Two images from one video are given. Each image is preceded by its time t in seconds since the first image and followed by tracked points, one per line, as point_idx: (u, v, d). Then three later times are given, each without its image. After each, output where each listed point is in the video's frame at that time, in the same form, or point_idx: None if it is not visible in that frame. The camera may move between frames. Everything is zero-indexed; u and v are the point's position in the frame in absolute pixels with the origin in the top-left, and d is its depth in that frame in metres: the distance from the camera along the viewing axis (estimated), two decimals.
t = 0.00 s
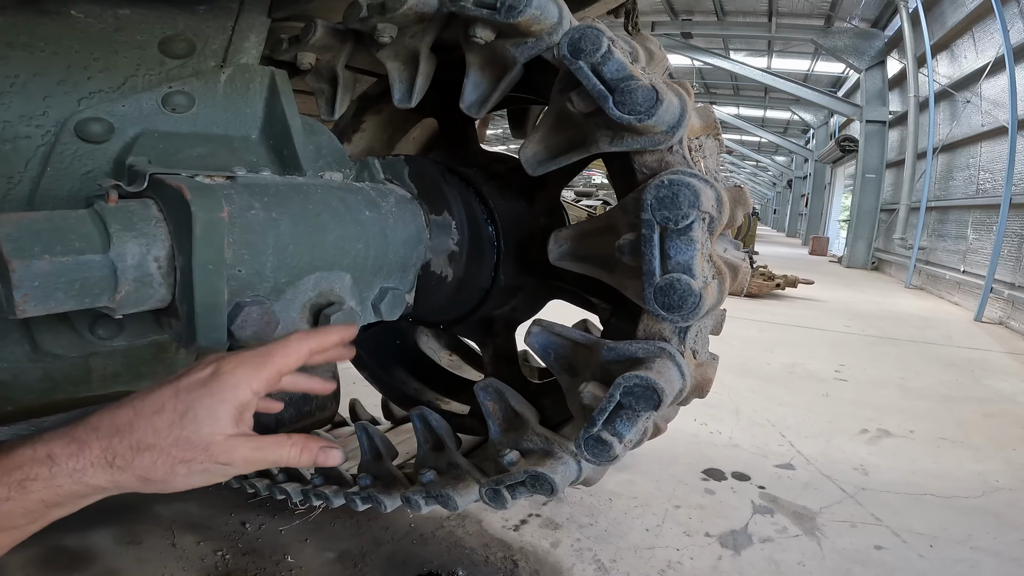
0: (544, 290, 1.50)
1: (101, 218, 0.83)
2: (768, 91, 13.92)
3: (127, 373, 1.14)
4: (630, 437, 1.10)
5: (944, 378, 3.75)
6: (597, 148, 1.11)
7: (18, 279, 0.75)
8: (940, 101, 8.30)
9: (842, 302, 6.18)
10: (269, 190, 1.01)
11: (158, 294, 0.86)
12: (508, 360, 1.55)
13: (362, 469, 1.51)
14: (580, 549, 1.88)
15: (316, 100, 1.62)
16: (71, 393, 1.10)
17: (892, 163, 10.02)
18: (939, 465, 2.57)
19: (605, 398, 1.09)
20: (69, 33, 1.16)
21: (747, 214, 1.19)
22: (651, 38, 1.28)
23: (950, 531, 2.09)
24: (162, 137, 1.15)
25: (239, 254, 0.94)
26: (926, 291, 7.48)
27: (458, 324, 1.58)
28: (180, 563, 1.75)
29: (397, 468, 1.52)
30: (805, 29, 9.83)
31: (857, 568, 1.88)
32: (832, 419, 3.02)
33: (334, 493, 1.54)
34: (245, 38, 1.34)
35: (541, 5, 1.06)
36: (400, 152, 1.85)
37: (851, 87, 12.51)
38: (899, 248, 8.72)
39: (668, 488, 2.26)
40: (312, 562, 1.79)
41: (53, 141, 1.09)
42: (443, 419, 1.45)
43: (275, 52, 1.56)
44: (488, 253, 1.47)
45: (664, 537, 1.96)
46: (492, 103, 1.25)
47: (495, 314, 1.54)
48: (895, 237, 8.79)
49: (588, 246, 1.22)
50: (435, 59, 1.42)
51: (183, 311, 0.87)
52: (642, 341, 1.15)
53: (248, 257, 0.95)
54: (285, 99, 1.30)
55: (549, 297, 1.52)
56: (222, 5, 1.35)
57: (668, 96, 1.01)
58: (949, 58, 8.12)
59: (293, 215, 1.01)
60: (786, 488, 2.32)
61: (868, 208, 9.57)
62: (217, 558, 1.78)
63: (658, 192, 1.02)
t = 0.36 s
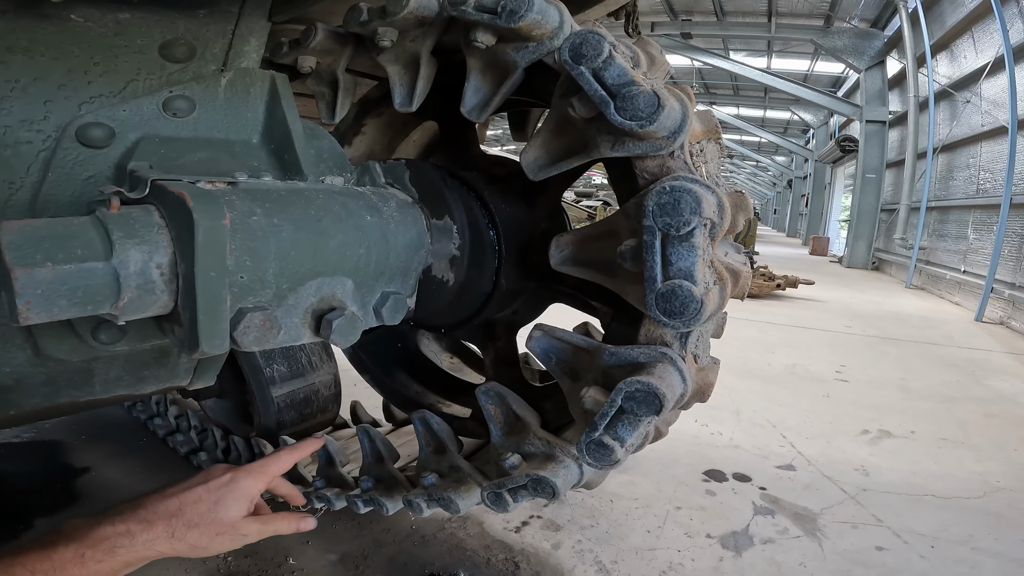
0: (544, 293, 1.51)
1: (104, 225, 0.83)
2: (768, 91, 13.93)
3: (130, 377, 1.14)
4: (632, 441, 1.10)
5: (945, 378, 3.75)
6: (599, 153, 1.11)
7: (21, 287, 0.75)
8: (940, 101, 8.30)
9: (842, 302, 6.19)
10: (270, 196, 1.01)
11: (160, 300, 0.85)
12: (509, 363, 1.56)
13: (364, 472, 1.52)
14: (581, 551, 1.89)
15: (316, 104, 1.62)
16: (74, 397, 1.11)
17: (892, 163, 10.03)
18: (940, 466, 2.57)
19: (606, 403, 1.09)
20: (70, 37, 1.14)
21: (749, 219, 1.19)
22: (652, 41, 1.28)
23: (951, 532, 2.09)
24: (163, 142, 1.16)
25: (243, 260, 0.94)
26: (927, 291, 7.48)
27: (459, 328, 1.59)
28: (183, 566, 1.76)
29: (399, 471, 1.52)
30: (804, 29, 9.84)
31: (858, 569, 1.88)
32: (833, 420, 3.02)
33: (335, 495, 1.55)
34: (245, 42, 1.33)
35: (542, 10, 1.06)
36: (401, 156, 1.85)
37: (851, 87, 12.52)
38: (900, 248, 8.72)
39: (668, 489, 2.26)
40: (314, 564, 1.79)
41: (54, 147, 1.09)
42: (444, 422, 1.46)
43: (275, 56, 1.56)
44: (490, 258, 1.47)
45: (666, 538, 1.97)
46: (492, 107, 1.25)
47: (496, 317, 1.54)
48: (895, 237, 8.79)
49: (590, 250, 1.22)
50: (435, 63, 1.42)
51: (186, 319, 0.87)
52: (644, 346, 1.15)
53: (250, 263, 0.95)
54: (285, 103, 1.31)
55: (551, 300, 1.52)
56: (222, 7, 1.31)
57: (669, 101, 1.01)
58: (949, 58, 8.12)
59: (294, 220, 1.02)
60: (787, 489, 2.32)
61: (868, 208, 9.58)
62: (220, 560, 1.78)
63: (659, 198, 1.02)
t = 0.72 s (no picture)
0: (544, 301, 1.51)
1: (99, 239, 0.83)
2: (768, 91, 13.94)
3: (131, 387, 1.14)
4: (632, 453, 1.10)
5: (945, 379, 3.75)
6: (599, 164, 1.11)
7: (18, 304, 0.75)
8: (940, 101, 8.30)
9: (842, 303, 6.19)
10: (269, 209, 1.01)
11: (158, 314, 0.86)
12: (509, 371, 1.55)
13: (365, 478, 1.52)
14: (581, 554, 1.89)
15: (314, 109, 1.63)
16: (74, 406, 1.11)
17: (892, 163, 10.03)
18: (941, 468, 2.57)
19: (607, 416, 1.09)
20: (62, 44, 1.17)
21: (751, 231, 1.19)
22: (653, 48, 1.28)
23: (951, 535, 2.09)
24: (159, 151, 1.16)
25: (242, 274, 0.94)
26: (927, 291, 7.49)
27: (459, 336, 1.59)
28: (184, 569, 1.76)
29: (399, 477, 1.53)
30: (804, 29, 9.85)
31: (859, 572, 1.88)
32: (833, 422, 3.02)
33: (336, 501, 1.55)
34: (241, 47, 1.37)
35: (541, 17, 1.07)
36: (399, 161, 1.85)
37: (850, 87, 12.52)
38: (900, 248, 8.73)
39: (669, 492, 2.26)
40: (315, 568, 1.80)
41: (49, 157, 1.09)
42: (444, 429, 1.46)
43: (273, 61, 1.57)
44: (489, 268, 1.47)
45: (666, 541, 1.97)
46: (492, 115, 1.26)
47: (496, 325, 1.55)
48: (895, 237, 8.80)
49: (591, 261, 1.22)
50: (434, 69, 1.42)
51: (185, 334, 0.88)
52: (645, 358, 1.15)
53: (248, 277, 0.95)
54: (282, 110, 1.31)
55: (551, 308, 1.52)
56: (217, 13, 1.36)
57: (670, 113, 1.01)
58: (948, 58, 8.13)
59: (293, 232, 1.01)
60: (787, 491, 2.32)
61: (868, 208, 9.59)
62: (221, 564, 1.79)
63: (660, 213, 1.02)
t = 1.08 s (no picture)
0: (542, 301, 1.49)
1: (96, 239, 0.83)
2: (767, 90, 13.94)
3: (127, 384, 1.17)
4: (627, 452, 1.10)
5: (944, 379, 3.76)
6: (595, 164, 1.11)
7: (15, 304, 0.75)
8: (940, 101, 8.30)
9: (842, 302, 6.19)
10: (265, 207, 1.01)
11: (156, 313, 0.87)
12: (507, 370, 1.55)
13: (363, 477, 1.53)
14: (580, 553, 1.89)
15: (312, 109, 1.63)
16: (73, 403, 1.12)
17: (891, 163, 10.03)
18: (939, 468, 2.57)
19: (603, 414, 1.09)
20: (60, 45, 1.18)
21: (748, 232, 1.18)
22: (649, 49, 1.28)
23: (949, 534, 2.09)
24: (157, 151, 1.16)
25: (241, 274, 0.94)
26: (927, 290, 7.50)
27: (457, 335, 1.59)
28: (183, 568, 1.77)
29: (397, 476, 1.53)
30: (804, 29, 9.85)
31: (857, 572, 1.89)
32: (832, 421, 3.03)
33: (335, 500, 1.56)
34: (238, 48, 1.37)
35: (538, 17, 1.06)
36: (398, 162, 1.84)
37: (850, 86, 12.52)
38: (899, 248, 8.73)
39: (667, 491, 2.27)
40: (314, 568, 1.80)
41: (47, 156, 1.10)
42: (442, 428, 1.46)
43: (271, 60, 1.58)
44: (486, 268, 1.48)
45: (664, 541, 1.97)
46: (489, 114, 1.26)
47: (495, 323, 1.53)
48: (895, 236, 8.80)
49: (586, 260, 1.22)
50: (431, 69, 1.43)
51: (182, 332, 0.89)
52: (640, 357, 1.15)
53: (246, 276, 0.95)
54: (279, 110, 1.31)
55: (549, 307, 1.50)
56: (216, 14, 1.37)
57: (665, 112, 1.01)
58: (948, 58, 8.12)
59: (289, 231, 1.01)
60: (786, 491, 2.33)
61: (868, 207, 9.59)
62: (220, 563, 1.79)
63: (655, 212, 1.02)
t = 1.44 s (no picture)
0: (539, 296, 1.49)
1: (81, 231, 0.82)
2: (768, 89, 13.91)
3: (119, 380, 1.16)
4: (626, 450, 1.09)
5: (945, 378, 3.74)
6: (592, 156, 1.09)
7: None
8: (940, 100, 8.28)
9: (842, 300, 6.17)
10: (256, 201, 0.99)
11: (142, 307, 0.85)
12: (505, 367, 1.53)
13: (358, 475, 1.51)
14: (578, 553, 1.87)
15: (308, 104, 1.61)
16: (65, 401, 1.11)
17: (892, 161, 10.01)
18: (940, 467, 2.55)
19: (600, 411, 1.08)
20: (49, 39, 1.16)
21: (747, 224, 1.18)
22: (647, 41, 1.26)
23: (950, 534, 2.07)
24: (147, 145, 1.14)
25: (228, 268, 0.92)
26: (927, 289, 7.48)
27: (454, 332, 1.58)
28: (179, 567, 1.75)
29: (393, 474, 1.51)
30: (804, 28, 9.82)
31: (858, 571, 1.87)
32: (832, 420, 3.01)
33: (330, 499, 1.54)
34: (232, 41, 1.33)
35: (533, 7, 1.05)
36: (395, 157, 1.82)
37: (851, 85, 12.49)
38: (900, 246, 8.72)
39: (667, 490, 2.25)
40: (310, 567, 1.78)
41: (36, 150, 1.08)
42: (438, 425, 1.45)
43: (265, 55, 1.56)
44: (483, 262, 1.45)
45: (663, 540, 1.95)
46: (485, 108, 1.23)
47: (492, 320, 1.53)
48: (895, 235, 8.78)
49: (584, 255, 1.20)
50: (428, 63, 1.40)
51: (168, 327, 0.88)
52: (639, 352, 1.13)
53: (234, 270, 0.93)
54: (273, 104, 1.29)
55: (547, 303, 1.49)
56: (209, 9, 1.35)
57: (664, 102, 0.99)
58: (949, 56, 8.09)
59: (280, 225, 1.00)
60: (786, 490, 2.31)
61: (869, 206, 9.58)
62: (216, 561, 1.77)
63: (653, 203, 1.00)
